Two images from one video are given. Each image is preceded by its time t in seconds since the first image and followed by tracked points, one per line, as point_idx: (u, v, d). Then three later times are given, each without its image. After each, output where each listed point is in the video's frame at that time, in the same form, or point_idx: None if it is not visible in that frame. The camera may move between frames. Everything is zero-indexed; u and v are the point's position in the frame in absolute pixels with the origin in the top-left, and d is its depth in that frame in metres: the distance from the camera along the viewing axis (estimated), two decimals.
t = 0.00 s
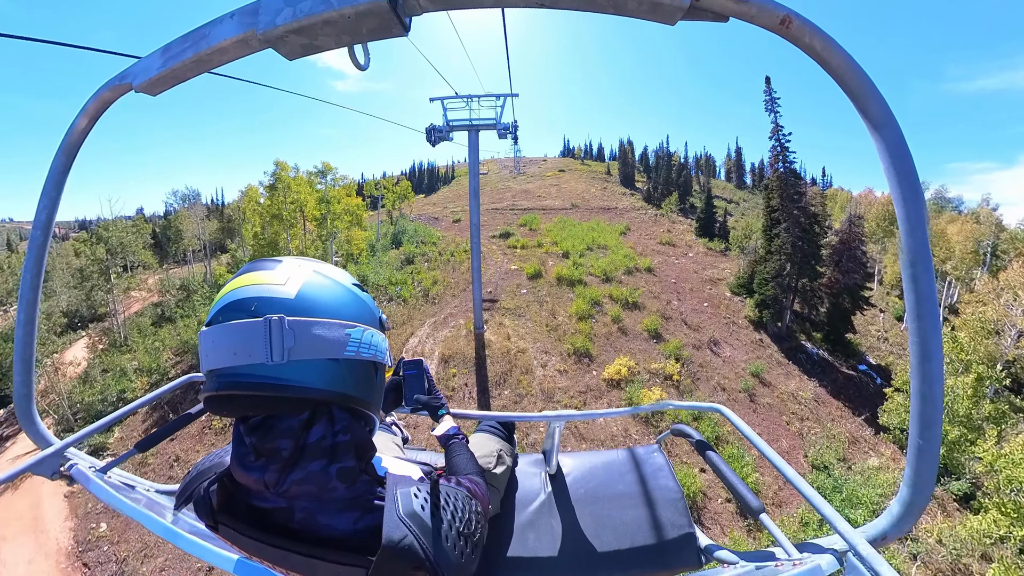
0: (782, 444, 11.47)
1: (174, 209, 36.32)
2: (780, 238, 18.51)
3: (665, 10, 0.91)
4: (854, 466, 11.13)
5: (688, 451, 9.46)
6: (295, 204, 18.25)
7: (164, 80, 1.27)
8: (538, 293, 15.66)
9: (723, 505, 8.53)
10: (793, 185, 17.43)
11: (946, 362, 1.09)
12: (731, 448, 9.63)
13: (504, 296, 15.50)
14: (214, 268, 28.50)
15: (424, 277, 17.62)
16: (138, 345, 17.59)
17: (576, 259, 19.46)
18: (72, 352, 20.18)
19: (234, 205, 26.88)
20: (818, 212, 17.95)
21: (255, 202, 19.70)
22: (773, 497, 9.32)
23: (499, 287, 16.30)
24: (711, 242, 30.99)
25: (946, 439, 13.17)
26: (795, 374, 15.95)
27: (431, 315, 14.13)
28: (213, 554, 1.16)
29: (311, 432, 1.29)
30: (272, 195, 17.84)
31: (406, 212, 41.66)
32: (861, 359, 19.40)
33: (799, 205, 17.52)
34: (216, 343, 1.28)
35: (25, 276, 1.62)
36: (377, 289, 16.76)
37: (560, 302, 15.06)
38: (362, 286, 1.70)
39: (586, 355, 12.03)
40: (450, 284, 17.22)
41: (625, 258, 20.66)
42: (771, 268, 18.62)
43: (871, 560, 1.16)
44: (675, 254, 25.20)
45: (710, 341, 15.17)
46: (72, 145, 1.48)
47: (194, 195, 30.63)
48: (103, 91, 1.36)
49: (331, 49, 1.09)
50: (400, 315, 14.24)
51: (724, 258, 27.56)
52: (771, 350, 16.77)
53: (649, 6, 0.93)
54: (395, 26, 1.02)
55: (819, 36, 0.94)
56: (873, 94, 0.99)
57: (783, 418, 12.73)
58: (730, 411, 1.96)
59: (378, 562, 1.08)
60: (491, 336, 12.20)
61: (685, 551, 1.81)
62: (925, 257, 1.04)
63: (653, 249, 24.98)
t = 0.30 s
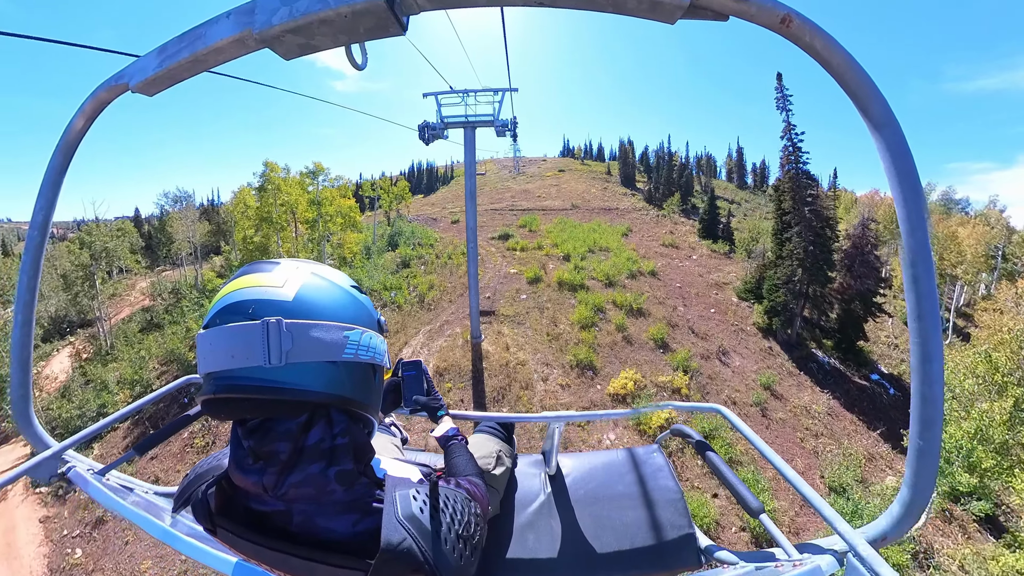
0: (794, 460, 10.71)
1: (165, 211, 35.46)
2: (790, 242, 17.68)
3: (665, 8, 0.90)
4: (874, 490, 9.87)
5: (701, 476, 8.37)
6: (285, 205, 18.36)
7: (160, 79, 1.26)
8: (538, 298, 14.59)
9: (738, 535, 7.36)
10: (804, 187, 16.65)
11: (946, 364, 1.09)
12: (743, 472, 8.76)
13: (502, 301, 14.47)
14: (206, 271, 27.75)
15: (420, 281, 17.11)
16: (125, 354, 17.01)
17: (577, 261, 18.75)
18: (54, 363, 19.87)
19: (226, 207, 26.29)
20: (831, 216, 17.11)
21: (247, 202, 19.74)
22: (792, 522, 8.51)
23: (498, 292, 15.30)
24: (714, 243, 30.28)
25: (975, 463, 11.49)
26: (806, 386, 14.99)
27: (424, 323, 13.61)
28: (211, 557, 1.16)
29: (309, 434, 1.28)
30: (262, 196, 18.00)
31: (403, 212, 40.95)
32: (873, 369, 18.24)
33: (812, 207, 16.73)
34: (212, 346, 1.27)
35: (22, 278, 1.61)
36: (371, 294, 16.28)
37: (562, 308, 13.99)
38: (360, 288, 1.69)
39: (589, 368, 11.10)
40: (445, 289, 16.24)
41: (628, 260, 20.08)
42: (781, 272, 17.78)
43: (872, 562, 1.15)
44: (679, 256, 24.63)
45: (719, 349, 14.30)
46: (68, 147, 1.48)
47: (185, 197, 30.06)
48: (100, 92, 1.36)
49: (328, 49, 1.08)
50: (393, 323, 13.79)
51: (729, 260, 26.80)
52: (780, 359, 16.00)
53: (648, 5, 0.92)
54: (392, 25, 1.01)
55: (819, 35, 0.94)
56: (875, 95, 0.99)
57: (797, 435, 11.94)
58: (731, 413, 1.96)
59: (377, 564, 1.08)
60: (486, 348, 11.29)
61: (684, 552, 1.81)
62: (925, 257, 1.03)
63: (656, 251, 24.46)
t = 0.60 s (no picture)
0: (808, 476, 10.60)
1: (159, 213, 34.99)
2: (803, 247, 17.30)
3: (665, 7, 0.90)
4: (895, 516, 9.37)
5: (714, 502, 8.01)
6: (275, 207, 17.46)
7: (159, 81, 1.26)
8: (539, 305, 14.31)
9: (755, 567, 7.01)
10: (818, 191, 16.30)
11: (947, 363, 1.09)
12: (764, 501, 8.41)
13: (501, 307, 14.13)
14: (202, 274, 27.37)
15: (416, 285, 16.87)
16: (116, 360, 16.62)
17: (579, 265, 18.45)
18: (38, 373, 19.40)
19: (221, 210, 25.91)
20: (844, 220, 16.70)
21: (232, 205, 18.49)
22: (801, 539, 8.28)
23: (496, 297, 15.00)
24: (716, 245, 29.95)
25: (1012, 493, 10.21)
26: (820, 399, 14.81)
27: (420, 332, 13.38)
28: (212, 560, 1.16)
29: (306, 439, 1.28)
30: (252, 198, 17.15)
31: (402, 214, 40.56)
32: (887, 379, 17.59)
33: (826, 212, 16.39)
34: (207, 351, 1.27)
35: (22, 281, 1.61)
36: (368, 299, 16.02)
37: (563, 316, 13.74)
38: (357, 290, 1.69)
39: (594, 383, 10.87)
40: (442, 296, 16.02)
41: (631, 263, 19.82)
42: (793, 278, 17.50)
43: (873, 560, 1.16)
44: (682, 259, 24.36)
45: (730, 358, 14.43)
46: (68, 149, 1.48)
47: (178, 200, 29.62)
48: (98, 94, 1.36)
49: (328, 50, 1.08)
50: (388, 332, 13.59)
51: (733, 262, 26.46)
52: (791, 369, 15.79)
53: (649, 4, 0.92)
54: (391, 25, 1.01)
55: (819, 34, 0.94)
56: (875, 94, 0.99)
57: (812, 453, 11.73)
58: (732, 411, 1.96)
59: (378, 565, 1.08)
60: (485, 359, 11.06)
61: (686, 551, 1.81)
62: (927, 255, 1.03)
63: (659, 254, 24.21)
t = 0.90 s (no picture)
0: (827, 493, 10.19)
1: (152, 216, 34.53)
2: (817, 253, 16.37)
3: (664, 6, 0.90)
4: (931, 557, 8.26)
5: (728, 532, 7.76)
6: (264, 210, 17.13)
7: (159, 84, 1.26)
8: (538, 312, 14.06)
9: None
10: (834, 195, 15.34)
11: (948, 360, 1.08)
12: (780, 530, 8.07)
13: (500, 314, 13.86)
14: (197, 279, 27.01)
15: (411, 290, 16.80)
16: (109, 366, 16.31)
17: (580, 268, 18.14)
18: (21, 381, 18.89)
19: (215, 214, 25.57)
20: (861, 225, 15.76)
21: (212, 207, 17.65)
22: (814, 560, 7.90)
23: (495, 302, 14.68)
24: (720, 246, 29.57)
25: None
26: (833, 412, 14.29)
27: (416, 341, 13.11)
28: (213, 562, 1.16)
29: (307, 442, 1.28)
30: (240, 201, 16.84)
31: (400, 216, 40.24)
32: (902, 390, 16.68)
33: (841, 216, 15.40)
34: (205, 355, 1.27)
35: (24, 284, 1.62)
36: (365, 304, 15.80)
37: (566, 324, 13.51)
38: (355, 290, 1.69)
39: (598, 398, 10.60)
40: (438, 300, 16.06)
41: (634, 267, 19.58)
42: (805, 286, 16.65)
43: (876, 558, 1.15)
44: (685, 262, 24.09)
45: (738, 367, 14.28)
46: (68, 152, 1.48)
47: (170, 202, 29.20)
48: (99, 97, 1.36)
49: (327, 51, 1.09)
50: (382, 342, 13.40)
51: (737, 264, 26.14)
52: (803, 380, 15.41)
53: (647, 4, 0.92)
54: (390, 28, 1.02)
55: (818, 32, 0.94)
56: (875, 90, 0.98)
57: (828, 471, 11.23)
58: (736, 412, 1.96)
59: (381, 565, 1.08)
60: (484, 372, 10.75)
61: (688, 551, 1.80)
62: (928, 254, 1.03)
63: (662, 256, 23.96)
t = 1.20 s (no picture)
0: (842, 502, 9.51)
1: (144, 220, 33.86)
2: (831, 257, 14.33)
3: (662, 5, 0.91)
4: None
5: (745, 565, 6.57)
6: (251, 211, 17.30)
7: (158, 85, 1.26)
8: (538, 319, 13.58)
9: None
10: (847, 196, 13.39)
11: (949, 356, 1.08)
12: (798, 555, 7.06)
13: (499, 322, 13.31)
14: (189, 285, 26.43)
15: (406, 296, 16.50)
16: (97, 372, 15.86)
17: (581, 272, 17.62)
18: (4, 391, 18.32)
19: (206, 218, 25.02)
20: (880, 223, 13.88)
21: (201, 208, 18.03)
22: None
23: (492, 308, 14.24)
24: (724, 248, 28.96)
25: None
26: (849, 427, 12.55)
27: (412, 351, 12.78)
28: (216, 561, 1.16)
29: (310, 440, 1.29)
30: (226, 202, 16.93)
31: (398, 219, 39.71)
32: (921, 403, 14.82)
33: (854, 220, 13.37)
34: (208, 354, 1.28)
35: (25, 285, 1.62)
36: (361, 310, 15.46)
37: (568, 334, 13.01)
38: (356, 290, 1.69)
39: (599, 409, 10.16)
40: (434, 307, 15.66)
41: (637, 270, 18.99)
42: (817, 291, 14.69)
43: (878, 555, 1.15)
44: (688, 264, 23.06)
45: (746, 377, 13.17)
46: (68, 154, 1.49)
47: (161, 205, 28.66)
48: (98, 98, 1.36)
49: (326, 51, 1.09)
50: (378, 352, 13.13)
51: (742, 266, 25.54)
52: (817, 392, 13.69)
53: (646, 2, 0.92)
54: (388, 27, 1.02)
55: (817, 30, 0.94)
56: (874, 89, 0.99)
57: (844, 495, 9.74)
58: (737, 410, 1.96)
59: (383, 564, 1.08)
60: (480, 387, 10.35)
61: (689, 549, 1.80)
62: (928, 250, 1.03)
63: (665, 259, 23.24)
